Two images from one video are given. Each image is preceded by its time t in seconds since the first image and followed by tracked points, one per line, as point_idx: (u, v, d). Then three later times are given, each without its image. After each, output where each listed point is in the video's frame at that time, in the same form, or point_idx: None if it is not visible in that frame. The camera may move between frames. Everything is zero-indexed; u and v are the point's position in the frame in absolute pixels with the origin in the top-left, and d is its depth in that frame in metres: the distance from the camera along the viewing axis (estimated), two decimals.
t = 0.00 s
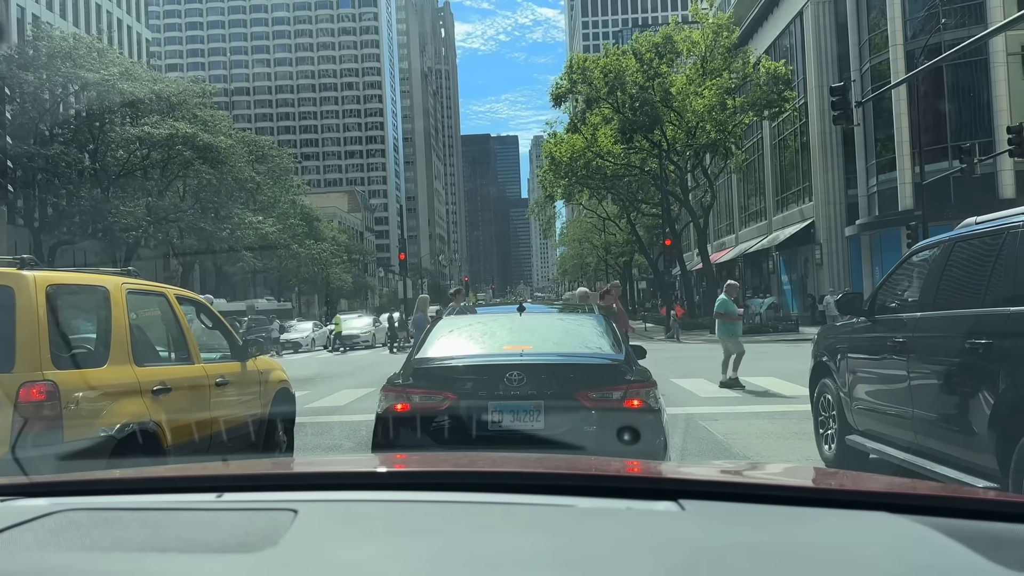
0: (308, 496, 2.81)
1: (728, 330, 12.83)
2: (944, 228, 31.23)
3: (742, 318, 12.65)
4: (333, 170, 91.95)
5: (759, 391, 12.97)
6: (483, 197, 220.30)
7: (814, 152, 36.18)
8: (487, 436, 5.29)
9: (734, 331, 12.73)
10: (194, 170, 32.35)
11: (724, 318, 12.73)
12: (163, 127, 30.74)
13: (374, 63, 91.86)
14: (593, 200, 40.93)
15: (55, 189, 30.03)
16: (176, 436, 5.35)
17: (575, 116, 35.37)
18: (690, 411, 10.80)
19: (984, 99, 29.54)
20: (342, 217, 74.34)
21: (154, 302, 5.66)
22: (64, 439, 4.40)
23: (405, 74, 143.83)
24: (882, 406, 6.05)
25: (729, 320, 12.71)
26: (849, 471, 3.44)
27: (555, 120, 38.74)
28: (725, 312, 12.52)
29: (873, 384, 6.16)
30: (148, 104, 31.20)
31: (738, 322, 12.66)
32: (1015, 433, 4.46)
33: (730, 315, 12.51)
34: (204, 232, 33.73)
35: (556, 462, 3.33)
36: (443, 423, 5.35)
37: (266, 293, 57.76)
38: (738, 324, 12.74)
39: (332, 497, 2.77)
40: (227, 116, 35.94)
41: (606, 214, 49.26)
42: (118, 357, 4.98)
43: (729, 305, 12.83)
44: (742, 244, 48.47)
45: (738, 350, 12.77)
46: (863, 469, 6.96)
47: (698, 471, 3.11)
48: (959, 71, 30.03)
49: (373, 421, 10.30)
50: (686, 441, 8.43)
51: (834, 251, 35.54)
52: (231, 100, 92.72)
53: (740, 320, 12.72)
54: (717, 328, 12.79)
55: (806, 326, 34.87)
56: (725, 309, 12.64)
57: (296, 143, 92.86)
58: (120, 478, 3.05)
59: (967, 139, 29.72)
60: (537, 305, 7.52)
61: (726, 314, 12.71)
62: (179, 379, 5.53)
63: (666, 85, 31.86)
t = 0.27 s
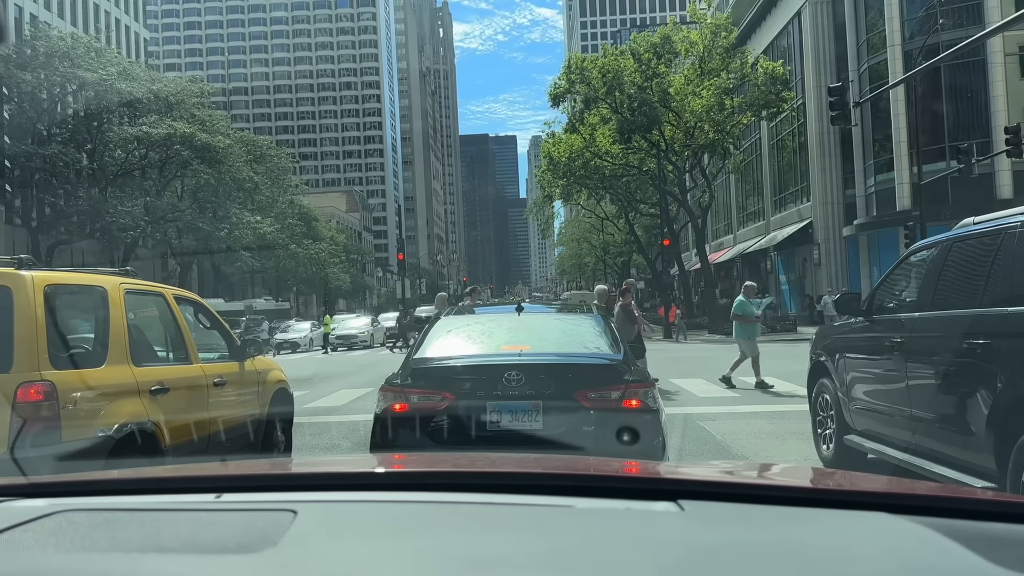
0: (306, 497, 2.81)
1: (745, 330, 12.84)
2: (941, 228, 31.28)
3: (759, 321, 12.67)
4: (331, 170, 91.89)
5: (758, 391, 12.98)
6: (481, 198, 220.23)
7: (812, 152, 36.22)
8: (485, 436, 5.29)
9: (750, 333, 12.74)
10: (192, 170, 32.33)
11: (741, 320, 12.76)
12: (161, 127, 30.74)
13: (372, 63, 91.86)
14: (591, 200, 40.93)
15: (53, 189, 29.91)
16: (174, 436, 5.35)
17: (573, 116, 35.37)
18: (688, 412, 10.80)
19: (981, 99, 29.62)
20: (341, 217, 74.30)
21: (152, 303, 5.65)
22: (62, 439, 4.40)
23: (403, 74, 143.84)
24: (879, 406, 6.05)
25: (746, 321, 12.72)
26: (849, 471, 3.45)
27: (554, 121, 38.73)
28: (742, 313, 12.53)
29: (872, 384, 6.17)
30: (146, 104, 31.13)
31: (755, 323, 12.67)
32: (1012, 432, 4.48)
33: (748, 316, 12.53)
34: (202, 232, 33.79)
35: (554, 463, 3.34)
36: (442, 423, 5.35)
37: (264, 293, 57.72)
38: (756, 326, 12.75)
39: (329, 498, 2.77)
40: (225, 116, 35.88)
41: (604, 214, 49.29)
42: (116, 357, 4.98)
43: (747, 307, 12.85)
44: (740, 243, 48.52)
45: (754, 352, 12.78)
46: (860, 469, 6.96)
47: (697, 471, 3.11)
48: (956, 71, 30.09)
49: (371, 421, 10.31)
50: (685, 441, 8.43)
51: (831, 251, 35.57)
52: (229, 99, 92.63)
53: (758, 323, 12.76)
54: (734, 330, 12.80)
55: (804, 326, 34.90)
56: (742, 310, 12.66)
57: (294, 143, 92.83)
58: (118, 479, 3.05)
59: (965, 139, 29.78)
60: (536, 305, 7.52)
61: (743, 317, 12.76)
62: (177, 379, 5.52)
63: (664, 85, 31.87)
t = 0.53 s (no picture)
0: (304, 496, 2.80)
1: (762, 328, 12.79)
2: (939, 228, 31.32)
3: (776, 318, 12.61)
4: (329, 170, 91.77)
5: (756, 390, 12.98)
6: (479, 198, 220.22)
7: (810, 152, 36.23)
8: (484, 435, 5.29)
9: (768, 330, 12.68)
10: (190, 170, 32.34)
11: (757, 317, 12.68)
12: (159, 127, 30.74)
13: (370, 63, 91.81)
14: (589, 200, 40.93)
15: (51, 189, 29.94)
16: (172, 435, 5.35)
17: (571, 116, 35.38)
18: (686, 411, 10.81)
19: (979, 99, 29.66)
20: (339, 217, 74.27)
21: (150, 302, 5.64)
22: (60, 439, 4.40)
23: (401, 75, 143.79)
24: (877, 404, 6.07)
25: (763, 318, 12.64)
26: (847, 470, 3.45)
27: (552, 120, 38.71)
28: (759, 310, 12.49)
29: (869, 383, 6.18)
30: (144, 104, 31.12)
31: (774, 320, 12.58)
32: (1011, 430, 4.48)
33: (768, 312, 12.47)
34: (200, 231, 33.77)
35: (551, 461, 3.34)
36: (439, 423, 5.35)
37: (262, 293, 57.64)
38: (772, 323, 12.69)
39: (327, 496, 2.77)
40: (223, 116, 35.88)
41: (602, 214, 49.33)
42: (114, 357, 4.98)
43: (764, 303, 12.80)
44: (738, 243, 48.54)
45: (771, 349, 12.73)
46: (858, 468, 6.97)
47: (693, 469, 3.11)
48: (953, 71, 30.13)
49: (369, 421, 10.30)
50: (683, 441, 8.43)
51: (829, 250, 35.58)
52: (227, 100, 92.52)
53: (773, 320, 12.73)
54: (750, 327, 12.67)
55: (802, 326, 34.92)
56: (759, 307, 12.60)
57: (292, 143, 92.80)
58: (116, 478, 3.05)
59: (962, 139, 29.83)
60: (534, 304, 7.52)
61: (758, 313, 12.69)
62: (175, 379, 5.52)
63: (662, 85, 31.88)
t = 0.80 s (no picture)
0: (303, 499, 2.81)
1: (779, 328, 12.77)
2: (936, 228, 31.37)
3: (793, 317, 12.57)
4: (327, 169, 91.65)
5: (754, 389, 13.00)
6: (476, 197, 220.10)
7: (807, 150, 36.25)
8: (482, 436, 5.30)
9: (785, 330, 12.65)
10: (187, 169, 32.31)
11: (774, 317, 12.65)
12: (156, 126, 30.72)
13: (367, 62, 91.72)
14: (587, 199, 40.92)
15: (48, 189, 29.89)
16: (169, 435, 5.35)
17: (569, 116, 35.37)
18: (683, 411, 10.82)
19: (976, 98, 29.70)
20: (336, 217, 74.16)
21: (147, 303, 5.64)
22: (57, 440, 4.39)
23: (399, 74, 143.67)
24: (874, 404, 6.08)
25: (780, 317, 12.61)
26: (844, 471, 3.46)
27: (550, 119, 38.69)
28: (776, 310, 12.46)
29: (866, 382, 6.19)
30: (141, 104, 31.10)
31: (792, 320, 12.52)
32: (1008, 430, 4.50)
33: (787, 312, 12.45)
34: (197, 231, 33.76)
35: (549, 463, 3.35)
36: (437, 424, 5.35)
37: (259, 292, 57.58)
38: (790, 323, 12.64)
39: (324, 499, 2.78)
40: (220, 115, 35.83)
41: (600, 213, 49.30)
42: (111, 358, 4.98)
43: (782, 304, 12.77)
44: (736, 242, 48.54)
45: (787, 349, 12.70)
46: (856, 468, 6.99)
47: (690, 471, 3.13)
48: (951, 71, 30.18)
49: (367, 421, 10.31)
50: (680, 440, 8.44)
51: (826, 249, 35.62)
52: (224, 99, 92.38)
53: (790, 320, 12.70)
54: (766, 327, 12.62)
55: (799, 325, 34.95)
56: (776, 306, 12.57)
57: (290, 142, 92.75)
58: (114, 481, 3.06)
59: (959, 138, 29.86)
60: (532, 304, 7.54)
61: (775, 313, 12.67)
62: (172, 380, 5.52)
63: (659, 85, 31.88)
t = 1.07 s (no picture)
0: (300, 496, 2.81)
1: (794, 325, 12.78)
2: (933, 226, 31.41)
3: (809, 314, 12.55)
4: (324, 169, 91.58)
5: (753, 388, 13.00)
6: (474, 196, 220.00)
7: (805, 149, 36.27)
8: (480, 434, 5.29)
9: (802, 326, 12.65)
10: (184, 168, 32.28)
11: (791, 314, 12.67)
12: (154, 126, 30.69)
13: (365, 62, 91.69)
14: (585, 199, 40.89)
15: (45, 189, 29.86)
16: (167, 434, 5.33)
17: (566, 115, 35.37)
18: (681, 409, 10.82)
19: (973, 97, 29.72)
20: (334, 216, 74.11)
21: (145, 302, 5.63)
22: (54, 439, 4.38)
23: (396, 73, 143.61)
24: (872, 402, 6.08)
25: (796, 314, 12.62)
26: (841, 468, 3.46)
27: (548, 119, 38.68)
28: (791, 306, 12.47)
29: (864, 381, 6.19)
30: (138, 104, 31.10)
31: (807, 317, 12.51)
32: (1007, 428, 4.49)
33: (803, 310, 12.51)
34: (194, 231, 33.75)
35: (546, 461, 3.33)
36: (435, 423, 5.34)
37: (257, 292, 57.52)
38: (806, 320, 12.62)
39: (320, 497, 2.77)
40: (217, 115, 35.79)
41: (597, 212, 49.29)
42: (109, 357, 4.97)
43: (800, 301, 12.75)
44: (734, 241, 48.57)
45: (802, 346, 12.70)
46: (854, 466, 6.98)
47: (687, 469, 3.12)
48: (948, 69, 30.19)
49: (365, 420, 10.29)
50: (679, 439, 8.43)
51: (824, 248, 35.63)
52: (222, 98, 92.26)
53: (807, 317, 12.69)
54: (782, 323, 12.61)
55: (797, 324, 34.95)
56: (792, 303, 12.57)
57: (287, 142, 92.64)
58: (110, 479, 3.04)
59: (956, 137, 29.89)
60: (529, 303, 7.53)
61: (790, 310, 12.80)
62: (170, 380, 5.51)
63: (657, 83, 31.84)
